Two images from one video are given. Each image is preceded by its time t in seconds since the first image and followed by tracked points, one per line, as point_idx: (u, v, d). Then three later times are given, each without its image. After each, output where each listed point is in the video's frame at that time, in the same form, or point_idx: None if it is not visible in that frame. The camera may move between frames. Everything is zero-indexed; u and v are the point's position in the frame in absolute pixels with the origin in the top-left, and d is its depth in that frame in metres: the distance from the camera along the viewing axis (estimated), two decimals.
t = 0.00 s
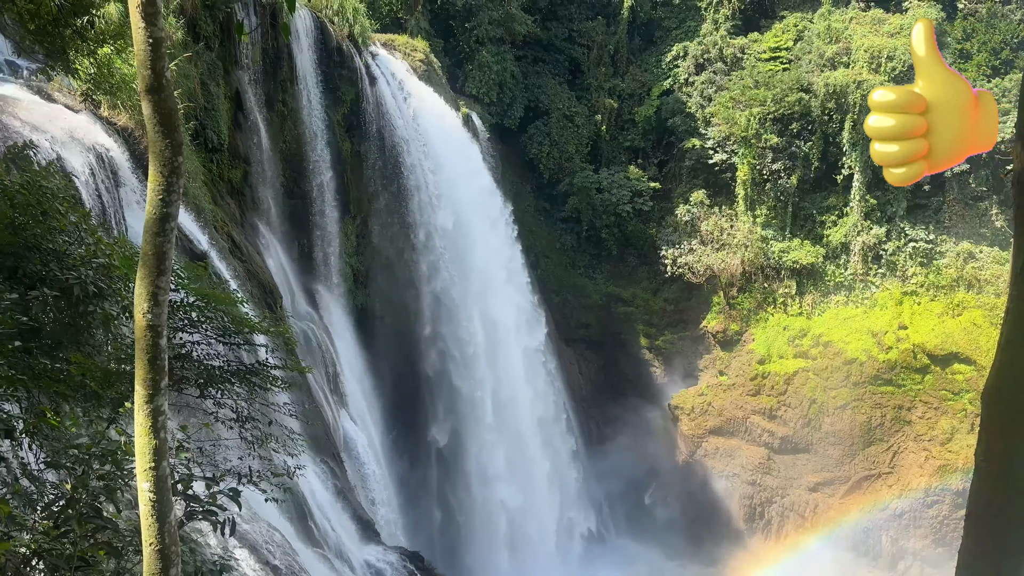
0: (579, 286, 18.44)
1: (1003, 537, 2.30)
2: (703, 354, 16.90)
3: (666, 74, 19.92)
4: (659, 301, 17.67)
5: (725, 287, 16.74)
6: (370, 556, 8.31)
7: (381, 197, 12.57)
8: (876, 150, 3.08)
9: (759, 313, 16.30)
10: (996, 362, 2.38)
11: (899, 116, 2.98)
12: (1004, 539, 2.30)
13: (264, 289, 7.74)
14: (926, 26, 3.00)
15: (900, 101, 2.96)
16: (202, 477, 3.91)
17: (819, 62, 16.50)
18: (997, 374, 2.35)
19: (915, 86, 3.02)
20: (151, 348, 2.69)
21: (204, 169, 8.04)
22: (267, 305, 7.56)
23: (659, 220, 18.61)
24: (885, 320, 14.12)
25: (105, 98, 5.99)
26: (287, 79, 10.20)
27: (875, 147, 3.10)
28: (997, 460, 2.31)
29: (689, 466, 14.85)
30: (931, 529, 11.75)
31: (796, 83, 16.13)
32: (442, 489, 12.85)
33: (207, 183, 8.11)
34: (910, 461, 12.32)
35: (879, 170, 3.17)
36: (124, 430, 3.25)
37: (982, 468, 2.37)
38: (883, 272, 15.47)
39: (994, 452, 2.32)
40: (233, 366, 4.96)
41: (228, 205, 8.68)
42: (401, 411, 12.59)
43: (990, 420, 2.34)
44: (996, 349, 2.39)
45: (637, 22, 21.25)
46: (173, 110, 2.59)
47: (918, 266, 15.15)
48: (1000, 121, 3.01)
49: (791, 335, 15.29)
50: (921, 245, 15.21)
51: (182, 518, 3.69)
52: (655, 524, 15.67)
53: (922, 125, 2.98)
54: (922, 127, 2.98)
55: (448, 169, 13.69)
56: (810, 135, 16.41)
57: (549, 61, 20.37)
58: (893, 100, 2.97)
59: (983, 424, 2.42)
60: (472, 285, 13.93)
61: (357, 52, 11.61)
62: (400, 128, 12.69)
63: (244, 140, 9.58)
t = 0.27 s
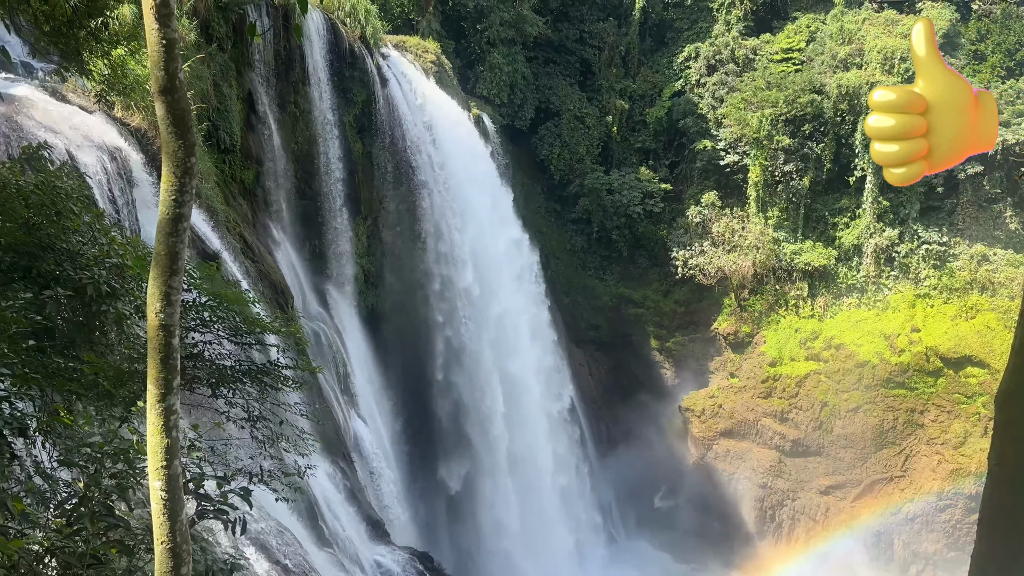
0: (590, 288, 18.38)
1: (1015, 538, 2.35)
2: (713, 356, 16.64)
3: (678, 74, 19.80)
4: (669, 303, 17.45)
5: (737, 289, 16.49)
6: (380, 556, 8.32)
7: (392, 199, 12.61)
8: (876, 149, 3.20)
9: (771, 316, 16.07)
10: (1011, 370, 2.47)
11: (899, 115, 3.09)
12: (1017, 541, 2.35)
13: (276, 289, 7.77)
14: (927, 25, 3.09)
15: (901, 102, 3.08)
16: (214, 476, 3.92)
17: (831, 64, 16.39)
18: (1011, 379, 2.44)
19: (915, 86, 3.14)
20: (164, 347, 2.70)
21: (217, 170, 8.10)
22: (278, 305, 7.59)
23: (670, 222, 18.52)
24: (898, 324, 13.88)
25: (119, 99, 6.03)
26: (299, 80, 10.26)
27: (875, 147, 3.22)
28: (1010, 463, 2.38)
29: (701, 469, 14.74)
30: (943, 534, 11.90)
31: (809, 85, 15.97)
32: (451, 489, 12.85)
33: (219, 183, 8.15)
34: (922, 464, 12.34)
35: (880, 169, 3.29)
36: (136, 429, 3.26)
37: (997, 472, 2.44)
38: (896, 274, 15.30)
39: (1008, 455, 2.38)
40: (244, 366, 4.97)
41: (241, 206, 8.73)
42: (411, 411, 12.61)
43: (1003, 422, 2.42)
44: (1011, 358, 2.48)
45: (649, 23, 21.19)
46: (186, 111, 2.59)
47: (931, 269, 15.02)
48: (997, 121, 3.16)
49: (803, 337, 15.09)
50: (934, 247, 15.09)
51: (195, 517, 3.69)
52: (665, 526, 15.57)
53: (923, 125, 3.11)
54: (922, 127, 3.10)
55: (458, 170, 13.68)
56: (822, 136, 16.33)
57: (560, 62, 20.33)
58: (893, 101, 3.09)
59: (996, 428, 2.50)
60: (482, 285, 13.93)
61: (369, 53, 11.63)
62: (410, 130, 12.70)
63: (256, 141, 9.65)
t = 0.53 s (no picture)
0: (600, 289, 18.33)
1: None
2: (724, 358, 16.50)
3: (690, 75, 19.68)
4: (679, 304, 17.25)
5: (748, 290, 16.29)
6: (390, 556, 8.33)
7: (403, 199, 12.63)
8: (876, 145, 3.00)
9: (782, 316, 15.93)
10: None
11: (900, 111, 2.90)
12: None
13: (287, 289, 7.81)
14: (933, 24, 2.91)
15: (903, 97, 2.88)
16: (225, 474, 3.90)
17: (843, 64, 16.17)
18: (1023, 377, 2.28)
19: (919, 83, 2.94)
20: (176, 347, 2.71)
21: (228, 170, 8.15)
22: (289, 304, 7.62)
23: (680, 223, 18.39)
24: (911, 326, 13.67)
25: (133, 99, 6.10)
26: (311, 80, 10.30)
27: (873, 142, 3.03)
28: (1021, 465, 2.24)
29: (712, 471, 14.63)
30: (954, 538, 11.86)
31: (821, 85, 15.83)
32: (460, 489, 12.87)
33: (231, 183, 8.20)
34: (935, 467, 12.36)
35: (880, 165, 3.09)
36: (148, 427, 3.28)
37: (1009, 474, 2.30)
38: (908, 275, 15.15)
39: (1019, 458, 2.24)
40: (255, 365, 4.97)
41: (252, 205, 8.78)
42: (420, 411, 12.65)
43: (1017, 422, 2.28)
44: None
45: (660, 24, 21.11)
46: (198, 110, 2.60)
47: (945, 270, 14.90)
48: (1000, 119, 2.96)
49: (814, 339, 14.90)
50: (947, 249, 14.98)
51: (205, 516, 3.69)
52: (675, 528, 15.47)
53: (924, 122, 2.91)
54: (924, 124, 2.91)
55: (469, 171, 13.66)
56: (834, 137, 16.20)
57: (571, 62, 20.31)
58: (895, 96, 2.89)
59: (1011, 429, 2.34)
60: (492, 285, 13.93)
61: (380, 54, 11.66)
62: (421, 130, 12.70)
63: (267, 141, 9.70)
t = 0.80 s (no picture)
0: (609, 289, 18.29)
1: None
2: (734, 359, 16.41)
3: (700, 75, 19.58)
4: (689, 305, 17.25)
5: (759, 291, 16.19)
6: (399, 554, 8.34)
7: (413, 198, 12.67)
8: (879, 131, 3.31)
9: (793, 317, 15.80)
10: None
11: (904, 100, 3.21)
12: None
13: (297, 288, 7.84)
14: (951, 31, 3.27)
15: (910, 88, 3.19)
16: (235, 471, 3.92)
17: (856, 64, 15.93)
18: None
19: (929, 77, 3.27)
20: (187, 344, 2.72)
21: (240, 169, 8.20)
22: (299, 304, 7.65)
23: (690, 223, 18.34)
24: (922, 327, 13.67)
25: (145, 99, 6.14)
26: (322, 80, 10.34)
27: (876, 129, 3.34)
28: None
29: (722, 472, 14.54)
30: (966, 540, 11.64)
31: (833, 85, 15.67)
32: (468, 487, 12.88)
33: (242, 182, 8.25)
34: (946, 470, 12.19)
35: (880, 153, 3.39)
36: (159, 424, 3.29)
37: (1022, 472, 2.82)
38: (920, 276, 15.04)
39: None
40: (265, 363, 4.99)
41: (263, 204, 8.82)
42: (429, 409, 12.67)
43: None
44: None
45: (670, 24, 21.01)
46: (210, 110, 2.61)
47: (956, 271, 14.76)
48: (1004, 126, 3.26)
49: (825, 340, 14.81)
50: (960, 250, 14.86)
51: (215, 513, 3.69)
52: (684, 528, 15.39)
53: (929, 114, 3.22)
54: (927, 116, 3.22)
55: (479, 170, 13.65)
56: (846, 138, 16.03)
57: (581, 62, 20.26)
58: (902, 84, 3.20)
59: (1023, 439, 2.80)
60: (501, 284, 13.92)
61: (390, 54, 11.67)
62: (431, 129, 12.70)
63: (279, 140, 9.75)
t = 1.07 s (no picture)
0: (618, 288, 18.24)
1: None
2: (743, 359, 16.26)
3: (711, 73, 19.46)
4: (698, 304, 17.06)
5: (768, 290, 16.17)
6: (407, 552, 8.36)
7: (422, 196, 12.69)
8: (878, 134, 3.25)
9: (804, 317, 15.66)
10: None
11: (902, 102, 3.16)
12: None
13: (307, 286, 7.87)
14: (948, 29, 3.20)
15: (908, 90, 3.14)
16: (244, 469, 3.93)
17: (868, 63, 15.99)
18: None
19: (927, 79, 3.22)
20: (197, 342, 2.73)
21: (250, 167, 8.24)
22: (309, 301, 7.67)
23: (700, 222, 18.24)
24: (933, 328, 13.57)
25: (156, 97, 6.19)
26: (331, 78, 10.37)
27: (875, 131, 3.28)
28: None
29: (730, 472, 14.47)
30: (976, 543, 11.34)
31: (844, 83, 15.61)
32: (476, 485, 12.89)
33: (253, 181, 8.29)
34: (956, 471, 12.09)
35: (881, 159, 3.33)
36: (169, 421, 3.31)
37: None
38: (931, 277, 14.83)
39: None
40: (275, 361, 5.01)
41: (273, 202, 8.86)
42: (437, 407, 12.68)
43: None
44: None
45: (681, 22, 20.92)
46: (221, 108, 2.61)
47: (968, 271, 14.52)
48: (1002, 127, 3.23)
49: (834, 340, 14.71)
50: (971, 250, 14.58)
51: (224, 509, 3.71)
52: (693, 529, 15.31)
53: (927, 117, 3.17)
54: (927, 118, 3.16)
55: (488, 169, 13.66)
56: (857, 137, 15.79)
57: (591, 61, 20.23)
58: (900, 87, 3.16)
59: None
60: (511, 283, 13.91)
61: (400, 52, 11.70)
62: (441, 128, 12.72)
63: (289, 138, 9.79)
